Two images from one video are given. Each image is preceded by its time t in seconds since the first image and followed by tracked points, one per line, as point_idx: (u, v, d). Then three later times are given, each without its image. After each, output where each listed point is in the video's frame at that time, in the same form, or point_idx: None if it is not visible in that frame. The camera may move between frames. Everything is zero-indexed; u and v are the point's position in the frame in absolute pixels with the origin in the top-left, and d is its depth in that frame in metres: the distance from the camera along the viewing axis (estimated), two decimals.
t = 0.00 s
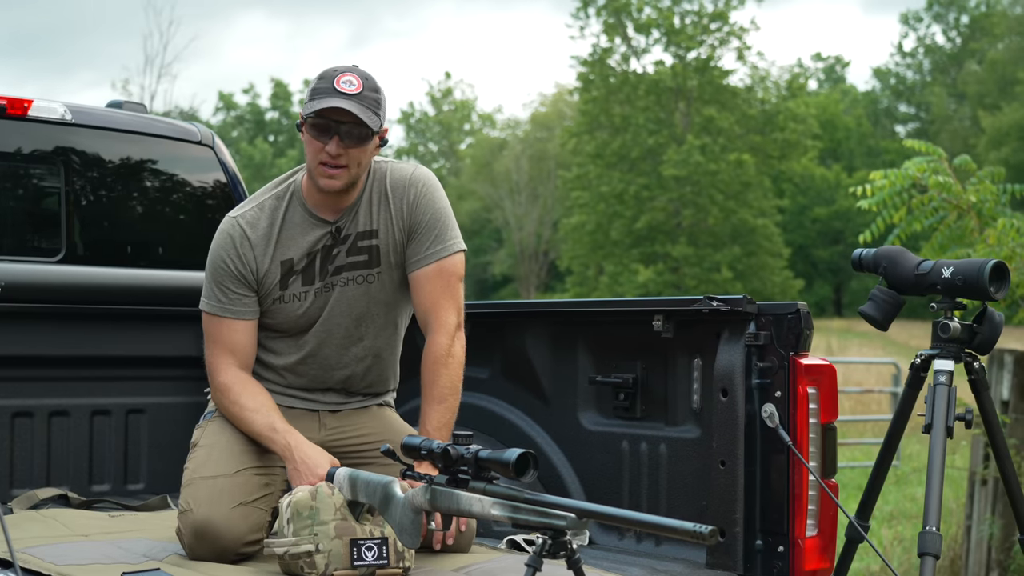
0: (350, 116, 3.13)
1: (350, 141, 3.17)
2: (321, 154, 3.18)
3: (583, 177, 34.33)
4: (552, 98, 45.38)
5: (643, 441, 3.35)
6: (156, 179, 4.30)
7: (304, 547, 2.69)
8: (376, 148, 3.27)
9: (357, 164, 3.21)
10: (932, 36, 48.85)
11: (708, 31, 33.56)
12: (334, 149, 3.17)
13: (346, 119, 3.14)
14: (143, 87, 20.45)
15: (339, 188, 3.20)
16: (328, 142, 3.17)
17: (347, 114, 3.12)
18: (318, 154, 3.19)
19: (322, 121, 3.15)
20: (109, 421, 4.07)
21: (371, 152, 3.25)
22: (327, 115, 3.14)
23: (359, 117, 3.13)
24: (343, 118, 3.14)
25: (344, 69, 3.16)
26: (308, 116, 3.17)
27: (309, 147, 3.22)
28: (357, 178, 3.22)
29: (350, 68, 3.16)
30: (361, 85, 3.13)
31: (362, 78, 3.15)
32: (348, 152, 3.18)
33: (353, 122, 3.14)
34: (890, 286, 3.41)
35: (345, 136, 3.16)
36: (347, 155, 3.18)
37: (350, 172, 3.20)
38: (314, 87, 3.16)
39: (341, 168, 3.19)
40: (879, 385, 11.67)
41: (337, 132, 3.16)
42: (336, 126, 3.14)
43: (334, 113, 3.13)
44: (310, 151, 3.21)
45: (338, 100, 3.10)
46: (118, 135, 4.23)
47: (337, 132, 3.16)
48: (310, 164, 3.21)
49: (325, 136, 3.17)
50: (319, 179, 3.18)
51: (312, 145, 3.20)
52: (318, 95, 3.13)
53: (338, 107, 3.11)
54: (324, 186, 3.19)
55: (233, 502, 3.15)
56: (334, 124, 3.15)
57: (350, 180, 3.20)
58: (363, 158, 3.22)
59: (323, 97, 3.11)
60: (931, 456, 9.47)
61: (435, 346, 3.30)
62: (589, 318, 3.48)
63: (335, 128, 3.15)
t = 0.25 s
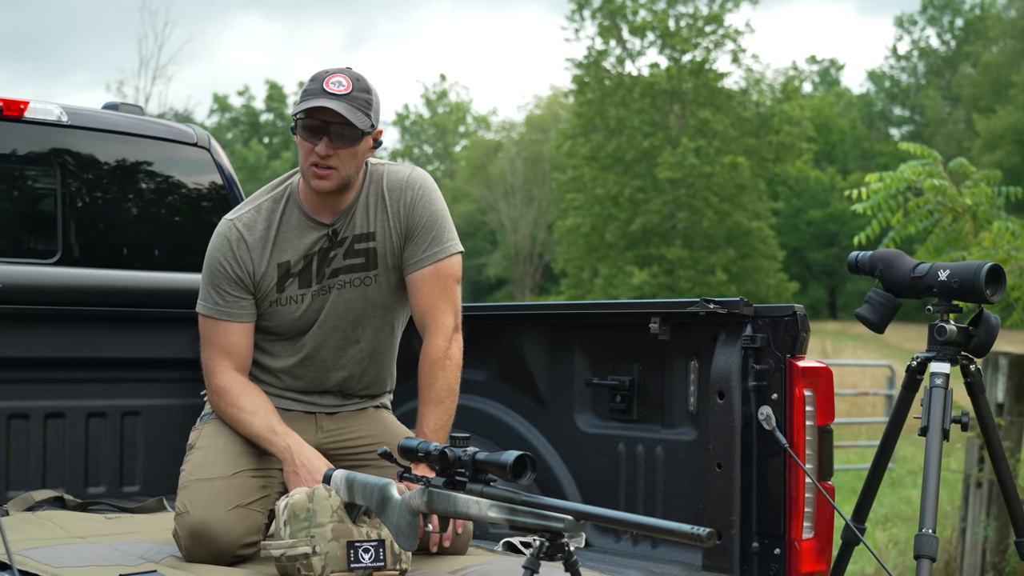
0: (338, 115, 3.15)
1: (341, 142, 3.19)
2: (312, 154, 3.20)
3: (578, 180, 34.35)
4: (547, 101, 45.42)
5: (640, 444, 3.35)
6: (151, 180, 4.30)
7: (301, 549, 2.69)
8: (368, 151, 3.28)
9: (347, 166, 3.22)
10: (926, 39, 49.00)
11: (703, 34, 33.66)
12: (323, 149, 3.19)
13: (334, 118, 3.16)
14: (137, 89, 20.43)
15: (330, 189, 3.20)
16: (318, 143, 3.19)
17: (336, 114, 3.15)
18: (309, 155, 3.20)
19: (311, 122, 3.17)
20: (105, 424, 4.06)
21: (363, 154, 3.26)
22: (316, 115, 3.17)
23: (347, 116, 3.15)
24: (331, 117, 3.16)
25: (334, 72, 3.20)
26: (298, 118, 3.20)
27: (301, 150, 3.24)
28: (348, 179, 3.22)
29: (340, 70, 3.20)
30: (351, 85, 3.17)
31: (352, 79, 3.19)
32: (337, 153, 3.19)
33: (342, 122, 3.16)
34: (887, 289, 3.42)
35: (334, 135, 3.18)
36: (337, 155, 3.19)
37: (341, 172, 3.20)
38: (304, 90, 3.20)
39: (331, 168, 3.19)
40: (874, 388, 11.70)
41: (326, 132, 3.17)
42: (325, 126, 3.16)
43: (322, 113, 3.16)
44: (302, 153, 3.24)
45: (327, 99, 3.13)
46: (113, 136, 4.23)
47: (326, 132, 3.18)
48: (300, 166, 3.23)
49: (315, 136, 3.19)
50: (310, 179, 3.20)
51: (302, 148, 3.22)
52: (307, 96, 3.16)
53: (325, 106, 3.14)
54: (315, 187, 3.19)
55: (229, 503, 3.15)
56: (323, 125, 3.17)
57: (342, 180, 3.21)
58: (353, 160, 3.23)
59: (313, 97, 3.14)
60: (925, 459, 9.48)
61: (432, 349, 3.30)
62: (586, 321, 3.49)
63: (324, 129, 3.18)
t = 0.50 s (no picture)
0: (332, 118, 3.15)
1: (335, 145, 3.19)
2: (306, 157, 3.20)
3: (573, 181, 34.35)
4: (542, 102, 45.46)
5: (637, 445, 3.35)
6: (147, 182, 4.30)
7: (299, 549, 2.69)
8: (363, 152, 3.28)
9: (343, 168, 3.22)
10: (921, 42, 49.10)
11: (699, 36, 33.69)
12: (318, 153, 3.19)
13: (328, 121, 3.16)
14: (132, 91, 20.40)
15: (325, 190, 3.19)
16: (312, 145, 3.19)
17: (329, 116, 3.14)
18: (303, 157, 3.20)
19: (306, 124, 3.17)
20: (102, 424, 4.06)
21: (359, 154, 3.26)
22: (310, 118, 3.16)
23: (341, 119, 3.16)
24: (325, 120, 3.16)
25: (329, 72, 3.20)
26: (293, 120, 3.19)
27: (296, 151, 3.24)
28: (344, 181, 3.22)
29: (335, 71, 3.20)
30: (346, 87, 3.17)
31: (347, 80, 3.18)
32: (332, 155, 3.19)
33: (335, 124, 3.16)
34: (884, 291, 3.43)
35: (328, 138, 3.18)
36: (332, 157, 3.19)
37: (337, 174, 3.20)
38: (300, 91, 3.19)
39: (326, 171, 3.19)
40: (869, 389, 11.72)
41: (322, 134, 3.17)
42: (319, 129, 3.16)
43: (316, 115, 3.15)
44: (297, 154, 3.24)
45: (320, 102, 3.12)
46: (109, 137, 4.22)
47: (321, 135, 3.18)
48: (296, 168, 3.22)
49: (311, 139, 3.19)
50: (305, 181, 3.19)
51: (297, 150, 3.22)
52: (301, 97, 3.16)
53: (319, 109, 3.13)
54: (311, 188, 3.19)
55: (227, 504, 3.16)
56: (317, 127, 3.17)
57: (337, 182, 3.20)
58: (347, 162, 3.23)
59: (307, 99, 3.14)
60: (920, 462, 9.51)
61: (430, 350, 3.30)
62: (582, 323, 3.49)
63: (319, 131, 3.17)
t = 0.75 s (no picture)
0: (327, 116, 3.16)
1: (329, 144, 3.20)
2: (301, 155, 3.21)
3: (570, 183, 34.36)
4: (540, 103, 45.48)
5: (637, 446, 3.35)
6: (145, 182, 4.29)
7: (298, 551, 2.69)
8: (361, 153, 3.29)
9: (338, 167, 3.23)
10: (918, 43, 49.17)
11: (695, 37, 33.71)
12: (313, 151, 3.20)
13: (324, 119, 3.18)
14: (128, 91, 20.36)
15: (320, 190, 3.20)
16: (307, 144, 3.21)
17: (324, 114, 3.16)
18: (298, 156, 3.22)
19: (302, 123, 3.19)
20: (100, 425, 4.05)
21: (356, 155, 3.27)
22: (306, 116, 3.18)
23: (336, 118, 3.17)
24: (321, 119, 3.17)
25: (327, 73, 3.21)
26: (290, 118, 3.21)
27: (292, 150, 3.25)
28: (340, 181, 3.23)
29: (333, 72, 3.21)
30: (343, 87, 3.18)
31: (344, 81, 3.20)
32: (327, 154, 3.20)
33: (331, 122, 3.17)
34: (883, 292, 3.43)
35: (324, 137, 3.19)
36: (326, 157, 3.20)
37: (331, 174, 3.20)
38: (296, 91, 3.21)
39: (320, 169, 3.20)
40: (868, 390, 11.73)
41: (317, 133, 3.19)
42: (315, 127, 3.18)
43: (311, 114, 3.17)
44: (294, 154, 3.24)
45: (316, 99, 3.14)
46: (107, 138, 4.22)
47: (317, 134, 3.19)
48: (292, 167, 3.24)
49: (306, 138, 3.20)
50: (300, 180, 3.20)
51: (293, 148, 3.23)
52: (297, 96, 3.18)
53: (315, 107, 3.15)
54: (305, 188, 3.20)
55: (225, 506, 3.15)
56: (313, 125, 3.19)
57: (331, 181, 3.21)
58: (343, 162, 3.23)
59: (303, 97, 3.15)
60: (917, 463, 9.52)
61: (429, 352, 3.30)
62: (582, 324, 3.50)
63: (314, 130, 3.19)
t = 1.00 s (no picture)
0: (329, 111, 3.19)
1: (329, 140, 3.22)
2: (300, 150, 3.22)
3: (566, 185, 34.35)
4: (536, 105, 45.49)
5: (635, 449, 3.35)
6: (141, 184, 4.28)
7: (297, 553, 2.69)
8: (359, 153, 3.30)
9: (337, 162, 3.24)
10: (914, 45, 49.24)
11: (692, 40, 33.71)
12: (313, 145, 3.21)
13: (325, 115, 3.20)
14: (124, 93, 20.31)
15: (317, 186, 3.21)
16: (307, 138, 3.22)
17: (326, 109, 3.18)
18: (298, 152, 3.23)
19: (303, 119, 3.21)
20: (97, 427, 4.04)
21: (355, 154, 3.29)
22: (309, 111, 3.20)
23: (339, 113, 3.19)
24: (323, 114, 3.20)
25: (329, 73, 3.25)
26: (291, 114, 3.23)
27: (291, 147, 3.27)
28: (338, 178, 3.23)
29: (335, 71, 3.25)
30: (345, 85, 3.20)
31: (346, 79, 3.23)
32: (327, 150, 3.22)
33: (333, 117, 3.19)
34: (882, 294, 3.43)
35: (324, 133, 3.21)
36: (326, 152, 3.22)
37: (330, 170, 3.22)
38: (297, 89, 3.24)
39: (318, 165, 3.21)
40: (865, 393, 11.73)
41: (318, 129, 3.21)
42: (316, 122, 3.20)
43: (314, 108, 3.19)
44: (293, 152, 3.26)
45: (319, 95, 3.16)
46: (105, 139, 4.22)
47: (317, 130, 3.21)
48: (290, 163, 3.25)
49: (305, 133, 3.22)
50: (298, 177, 3.21)
51: (293, 144, 3.25)
52: (299, 92, 3.21)
53: (318, 101, 3.17)
54: (303, 185, 3.20)
55: (224, 507, 3.15)
56: (314, 121, 3.21)
57: (329, 178, 3.21)
58: (342, 160, 3.24)
59: (305, 94, 3.18)
60: (914, 466, 9.52)
61: (427, 354, 3.30)
62: (579, 327, 3.50)
63: (315, 125, 3.21)
